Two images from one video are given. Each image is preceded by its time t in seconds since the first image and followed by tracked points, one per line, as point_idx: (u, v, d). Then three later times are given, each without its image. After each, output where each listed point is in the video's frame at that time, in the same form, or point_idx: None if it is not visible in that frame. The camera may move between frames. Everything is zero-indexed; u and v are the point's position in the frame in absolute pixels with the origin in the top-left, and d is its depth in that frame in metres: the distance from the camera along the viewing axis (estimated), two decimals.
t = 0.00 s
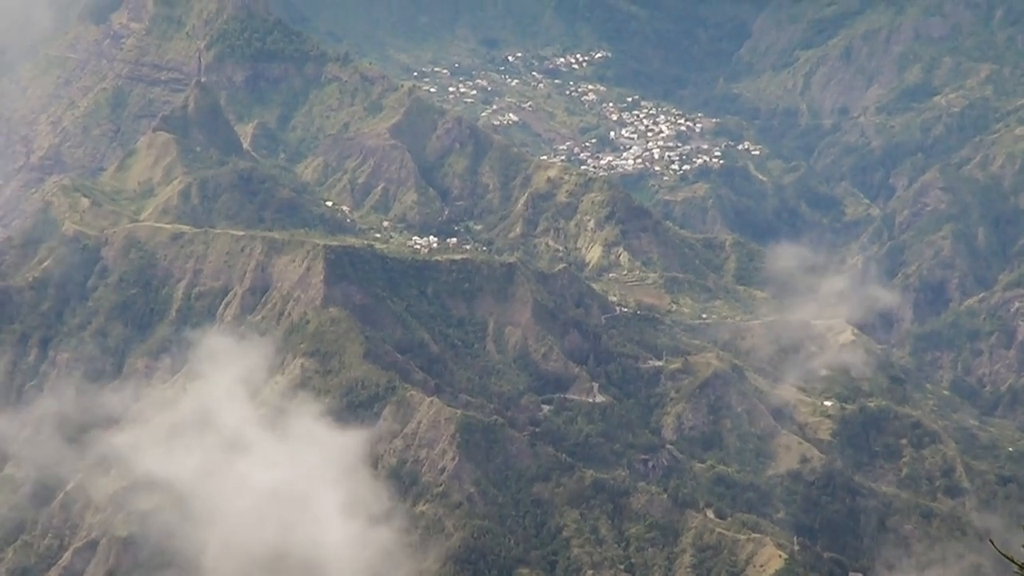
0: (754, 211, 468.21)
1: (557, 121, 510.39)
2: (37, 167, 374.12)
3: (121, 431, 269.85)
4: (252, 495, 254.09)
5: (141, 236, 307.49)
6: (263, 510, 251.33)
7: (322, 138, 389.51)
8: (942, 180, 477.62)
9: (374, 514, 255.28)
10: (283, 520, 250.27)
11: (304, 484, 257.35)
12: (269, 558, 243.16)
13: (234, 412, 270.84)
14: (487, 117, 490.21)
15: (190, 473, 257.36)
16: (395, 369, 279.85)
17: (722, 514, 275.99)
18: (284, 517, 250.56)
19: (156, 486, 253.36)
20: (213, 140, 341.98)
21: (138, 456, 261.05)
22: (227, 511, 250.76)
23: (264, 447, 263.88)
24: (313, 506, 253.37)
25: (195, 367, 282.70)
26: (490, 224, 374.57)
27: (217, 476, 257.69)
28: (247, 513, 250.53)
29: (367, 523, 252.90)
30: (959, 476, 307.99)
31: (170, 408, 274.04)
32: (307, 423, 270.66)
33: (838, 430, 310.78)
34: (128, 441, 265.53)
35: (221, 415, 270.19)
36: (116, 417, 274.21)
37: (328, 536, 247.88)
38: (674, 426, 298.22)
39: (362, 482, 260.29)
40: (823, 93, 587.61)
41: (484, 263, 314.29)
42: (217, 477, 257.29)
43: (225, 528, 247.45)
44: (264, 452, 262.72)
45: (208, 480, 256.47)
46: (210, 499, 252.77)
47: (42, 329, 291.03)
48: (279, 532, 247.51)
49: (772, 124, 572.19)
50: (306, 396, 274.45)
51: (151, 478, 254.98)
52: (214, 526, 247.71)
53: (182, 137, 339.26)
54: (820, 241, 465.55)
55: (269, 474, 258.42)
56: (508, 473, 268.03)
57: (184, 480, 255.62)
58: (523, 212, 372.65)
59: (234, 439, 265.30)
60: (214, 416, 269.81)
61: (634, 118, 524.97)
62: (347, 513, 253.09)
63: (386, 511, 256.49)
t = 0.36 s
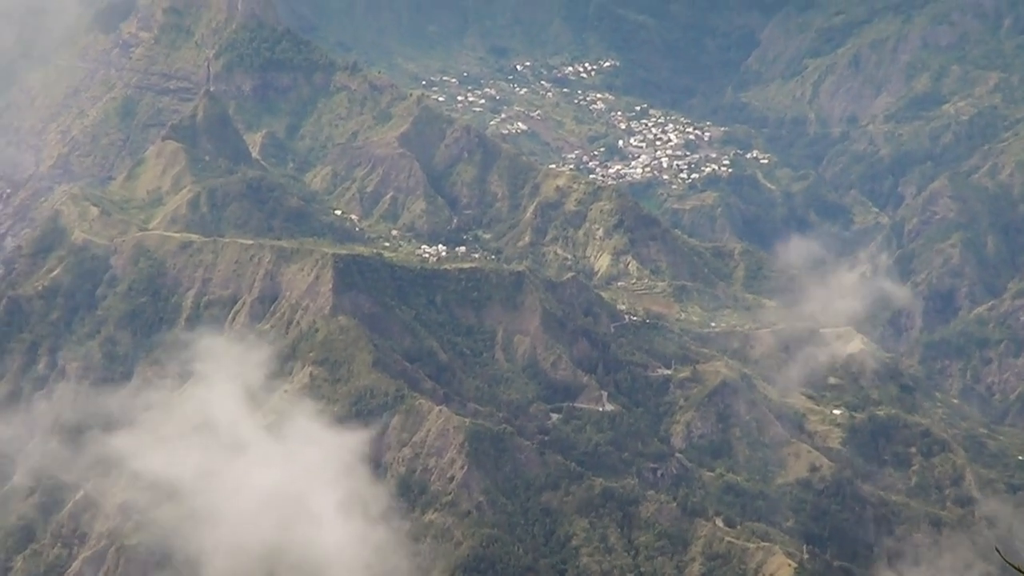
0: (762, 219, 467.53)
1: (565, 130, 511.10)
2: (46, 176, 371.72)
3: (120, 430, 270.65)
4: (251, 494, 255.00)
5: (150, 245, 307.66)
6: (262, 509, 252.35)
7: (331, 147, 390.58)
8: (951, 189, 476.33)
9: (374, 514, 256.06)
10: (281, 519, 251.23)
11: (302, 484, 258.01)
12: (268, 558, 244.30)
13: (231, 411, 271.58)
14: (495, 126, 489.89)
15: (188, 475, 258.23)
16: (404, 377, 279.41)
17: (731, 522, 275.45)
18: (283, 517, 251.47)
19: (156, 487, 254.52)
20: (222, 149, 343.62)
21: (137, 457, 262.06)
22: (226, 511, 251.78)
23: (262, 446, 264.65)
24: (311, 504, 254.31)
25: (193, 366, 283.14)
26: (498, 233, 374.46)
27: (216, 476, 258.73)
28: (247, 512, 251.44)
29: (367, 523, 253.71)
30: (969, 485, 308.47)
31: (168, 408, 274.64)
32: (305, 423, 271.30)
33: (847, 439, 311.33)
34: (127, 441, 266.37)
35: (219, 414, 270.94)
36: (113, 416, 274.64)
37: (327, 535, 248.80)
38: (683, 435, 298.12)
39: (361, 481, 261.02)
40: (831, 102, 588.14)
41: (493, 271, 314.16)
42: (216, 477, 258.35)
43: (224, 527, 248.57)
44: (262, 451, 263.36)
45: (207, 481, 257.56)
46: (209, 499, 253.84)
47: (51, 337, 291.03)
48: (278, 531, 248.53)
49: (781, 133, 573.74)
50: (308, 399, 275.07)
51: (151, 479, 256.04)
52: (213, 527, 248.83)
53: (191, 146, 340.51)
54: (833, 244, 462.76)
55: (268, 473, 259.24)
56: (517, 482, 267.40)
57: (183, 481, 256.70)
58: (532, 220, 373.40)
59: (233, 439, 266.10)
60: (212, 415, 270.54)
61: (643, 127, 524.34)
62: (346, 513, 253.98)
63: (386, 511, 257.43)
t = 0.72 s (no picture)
0: (772, 229, 465.95)
1: (574, 140, 513.00)
2: (56, 186, 374.84)
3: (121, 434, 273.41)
4: (251, 494, 257.40)
5: (160, 255, 308.39)
6: (261, 509, 254.58)
7: (340, 158, 390.88)
8: (959, 198, 477.82)
9: (373, 513, 257.72)
10: (280, 519, 253.43)
11: (301, 485, 260.03)
12: (268, 555, 246.40)
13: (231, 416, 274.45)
14: (504, 136, 491.35)
15: (187, 477, 260.86)
16: (413, 388, 278.95)
17: (740, 532, 273.73)
18: (282, 516, 253.72)
19: (156, 488, 257.10)
20: (232, 159, 344.13)
21: (137, 460, 264.89)
22: (226, 511, 254.13)
23: (261, 449, 267.25)
24: (310, 504, 256.35)
25: (193, 372, 285.78)
26: (507, 243, 375.76)
27: (216, 478, 261.37)
28: (247, 512, 253.72)
29: (366, 521, 255.40)
30: (978, 495, 307.67)
31: (167, 413, 277.32)
32: (305, 426, 273.67)
33: (857, 449, 310.34)
34: (128, 444, 269.07)
35: (218, 419, 273.88)
36: (114, 420, 277.16)
37: (326, 533, 250.84)
38: (692, 444, 298.39)
39: (360, 480, 262.72)
40: (840, 112, 587.26)
41: (501, 281, 315.03)
42: (216, 479, 260.91)
43: (224, 527, 250.83)
44: (262, 454, 266.07)
45: (207, 483, 260.11)
46: (209, 500, 256.27)
47: (60, 348, 291.01)
48: (277, 530, 250.74)
49: (789, 143, 571.28)
50: (308, 403, 277.01)
51: (151, 481, 258.75)
52: (213, 526, 251.20)
53: (200, 156, 341.23)
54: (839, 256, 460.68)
55: (268, 475, 261.81)
56: (526, 491, 265.83)
57: (183, 483, 259.32)
58: (540, 230, 374.22)
59: (233, 442, 269.02)
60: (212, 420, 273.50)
61: (651, 136, 524.86)
62: (345, 511, 255.79)
63: (385, 510, 258.61)
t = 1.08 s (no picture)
0: (782, 240, 467.64)
1: (583, 151, 514.25)
2: (66, 198, 377.41)
3: (120, 436, 275.42)
4: (249, 495, 259.41)
5: (169, 266, 308.44)
6: (259, 512, 256.14)
7: (349, 169, 391.32)
8: (969, 209, 478.15)
9: (371, 514, 258.38)
10: (279, 519, 255.58)
11: (298, 487, 261.33)
12: (265, 559, 248.03)
13: (229, 416, 276.16)
14: (513, 147, 493.69)
15: (186, 481, 262.55)
16: (422, 399, 277.78)
17: (749, 543, 273.62)
18: (280, 516, 255.91)
19: (156, 490, 259.59)
20: (242, 171, 344.62)
21: (136, 462, 267.14)
22: (225, 511, 256.29)
23: (259, 451, 268.57)
24: (307, 507, 257.69)
25: (191, 375, 286.83)
26: (517, 254, 376.34)
27: (214, 480, 263.09)
28: (246, 513, 255.98)
29: (364, 520, 257.00)
30: (988, 506, 305.43)
31: (167, 415, 278.53)
32: (302, 426, 275.07)
33: (866, 460, 309.96)
34: (127, 449, 270.65)
35: (217, 419, 275.74)
36: (111, 422, 278.53)
37: (324, 534, 252.94)
38: (701, 455, 299.08)
39: (357, 480, 263.25)
40: (850, 121, 584.82)
41: (511, 292, 316.77)
42: (215, 479, 263.03)
43: (222, 531, 252.43)
44: (260, 454, 268.03)
45: (206, 483, 262.30)
46: (208, 501, 258.55)
47: (70, 360, 291.80)
48: (275, 534, 252.25)
49: (798, 153, 571.62)
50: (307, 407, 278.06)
51: (150, 483, 261.25)
52: (211, 530, 252.86)
53: (210, 167, 342.17)
54: (841, 266, 457.70)
55: (266, 475, 263.97)
56: (535, 503, 263.17)
57: (181, 487, 260.99)
58: (549, 241, 374.81)
59: (231, 442, 271.00)
60: (210, 421, 275.32)
61: (661, 147, 525.98)
62: (343, 511, 257.47)
63: (384, 510, 259.59)
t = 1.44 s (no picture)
0: (792, 252, 467.70)
1: (592, 163, 515.04)
2: (75, 210, 380.80)
3: (119, 440, 276.09)
4: (247, 497, 260.38)
5: (180, 278, 308.66)
6: (258, 514, 257.05)
7: (359, 180, 392.18)
8: (979, 220, 480.47)
9: (369, 517, 259.16)
10: (278, 522, 256.47)
11: (297, 490, 262.30)
12: (265, 562, 248.87)
13: (228, 421, 277.11)
14: (522, 159, 493.72)
15: (185, 484, 263.44)
16: (431, 410, 277.69)
17: (759, 555, 272.35)
18: (278, 518, 256.98)
19: (155, 493, 260.45)
20: (252, 183, 345.62)
21: (137, 465, 268.01)
22: (223, 513, 257.15)
23: (258, 455, 269.60)
24: (306, 510, 258.64)
25: (192, 382, 287.74)
26: (526, 265, 376.66)
27: (213, 483, 263.93)
28: (244, 515, 256.83)
29: (364, 524, 257.83)
30: (998, 518, 305.26)
31: (167, 420, 279.35)
32: (302, 432, 276.36)
33: (876, 471, 309.32)
34: (127, 453, 271.50)
35: (215, 423, 276.79)
36: (112, 426, 278.98)
37: (323, 536, 253.95)
38: (710, 467, 299.73)
39: (356, 484, 264.18)
40: (860, 133, 585.10)
41: (521, 304, 316.82)
42: (213, 482, 263.98)
43: (221, 532, 253.11)
44: (258, 457, 269.11)
45: (206, 486, 263.18)
46: (207, 503, 259.40)
47: (80, 371, 291.41)
48: (274, 536, 253.16)
49: (808, 165, 569.45)
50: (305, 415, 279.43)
51: (149, 486, 262.13)
52: (211, 531, 253.51)
53: (220, 179, 342.79)
54: (850, 272, 461.79)
55: (265, 477, 265.09)
56: (545, 514, 262.95)
57: (181, 490, 261.83)
58: (559, 253, 375.63)
59: (229, 445, 271.89)
60: (209, 425, 276.24)
61: (669, 158, 526.31)
62: (342, 513, 258.30)
63: (383, 514, 260.51)
